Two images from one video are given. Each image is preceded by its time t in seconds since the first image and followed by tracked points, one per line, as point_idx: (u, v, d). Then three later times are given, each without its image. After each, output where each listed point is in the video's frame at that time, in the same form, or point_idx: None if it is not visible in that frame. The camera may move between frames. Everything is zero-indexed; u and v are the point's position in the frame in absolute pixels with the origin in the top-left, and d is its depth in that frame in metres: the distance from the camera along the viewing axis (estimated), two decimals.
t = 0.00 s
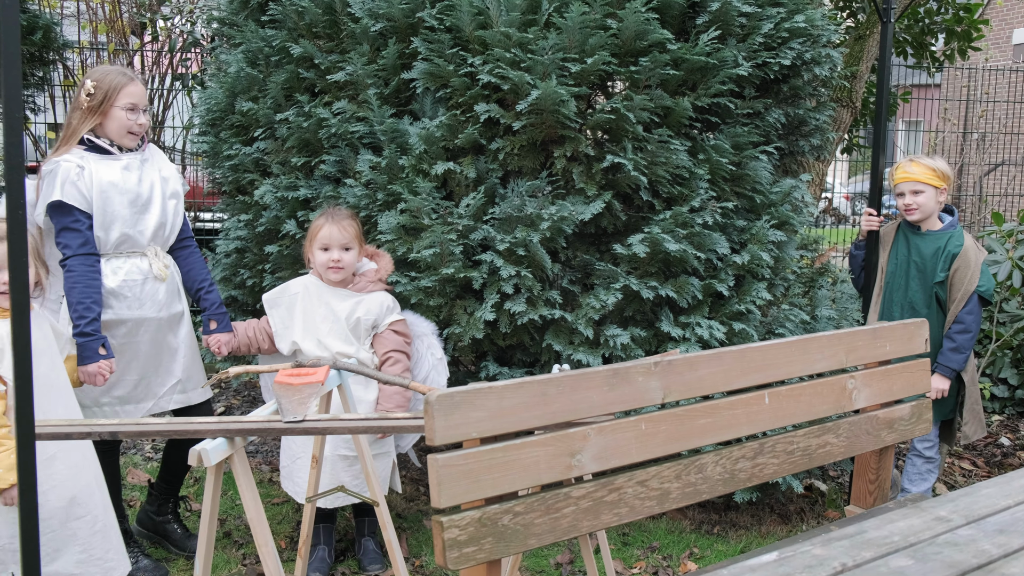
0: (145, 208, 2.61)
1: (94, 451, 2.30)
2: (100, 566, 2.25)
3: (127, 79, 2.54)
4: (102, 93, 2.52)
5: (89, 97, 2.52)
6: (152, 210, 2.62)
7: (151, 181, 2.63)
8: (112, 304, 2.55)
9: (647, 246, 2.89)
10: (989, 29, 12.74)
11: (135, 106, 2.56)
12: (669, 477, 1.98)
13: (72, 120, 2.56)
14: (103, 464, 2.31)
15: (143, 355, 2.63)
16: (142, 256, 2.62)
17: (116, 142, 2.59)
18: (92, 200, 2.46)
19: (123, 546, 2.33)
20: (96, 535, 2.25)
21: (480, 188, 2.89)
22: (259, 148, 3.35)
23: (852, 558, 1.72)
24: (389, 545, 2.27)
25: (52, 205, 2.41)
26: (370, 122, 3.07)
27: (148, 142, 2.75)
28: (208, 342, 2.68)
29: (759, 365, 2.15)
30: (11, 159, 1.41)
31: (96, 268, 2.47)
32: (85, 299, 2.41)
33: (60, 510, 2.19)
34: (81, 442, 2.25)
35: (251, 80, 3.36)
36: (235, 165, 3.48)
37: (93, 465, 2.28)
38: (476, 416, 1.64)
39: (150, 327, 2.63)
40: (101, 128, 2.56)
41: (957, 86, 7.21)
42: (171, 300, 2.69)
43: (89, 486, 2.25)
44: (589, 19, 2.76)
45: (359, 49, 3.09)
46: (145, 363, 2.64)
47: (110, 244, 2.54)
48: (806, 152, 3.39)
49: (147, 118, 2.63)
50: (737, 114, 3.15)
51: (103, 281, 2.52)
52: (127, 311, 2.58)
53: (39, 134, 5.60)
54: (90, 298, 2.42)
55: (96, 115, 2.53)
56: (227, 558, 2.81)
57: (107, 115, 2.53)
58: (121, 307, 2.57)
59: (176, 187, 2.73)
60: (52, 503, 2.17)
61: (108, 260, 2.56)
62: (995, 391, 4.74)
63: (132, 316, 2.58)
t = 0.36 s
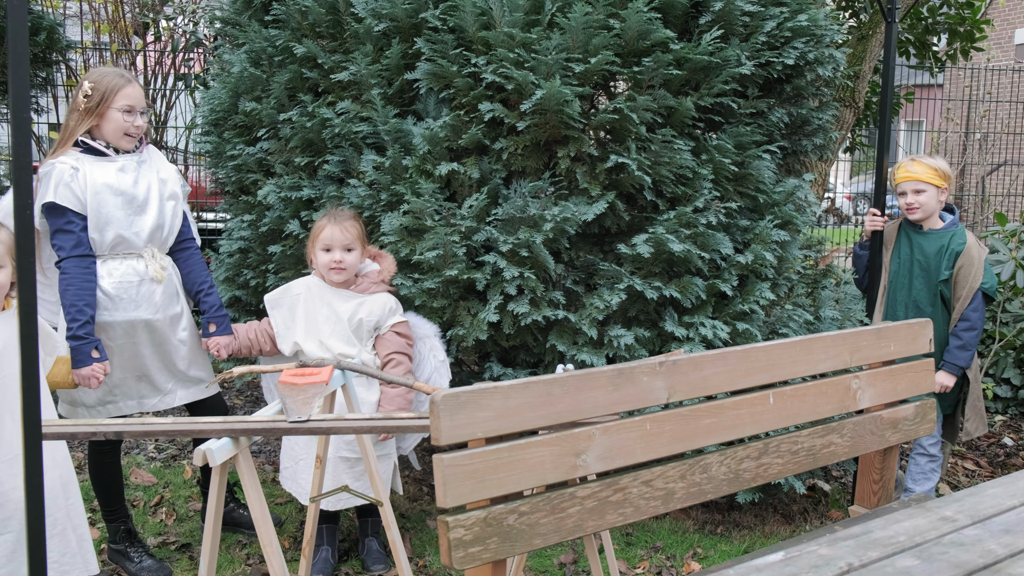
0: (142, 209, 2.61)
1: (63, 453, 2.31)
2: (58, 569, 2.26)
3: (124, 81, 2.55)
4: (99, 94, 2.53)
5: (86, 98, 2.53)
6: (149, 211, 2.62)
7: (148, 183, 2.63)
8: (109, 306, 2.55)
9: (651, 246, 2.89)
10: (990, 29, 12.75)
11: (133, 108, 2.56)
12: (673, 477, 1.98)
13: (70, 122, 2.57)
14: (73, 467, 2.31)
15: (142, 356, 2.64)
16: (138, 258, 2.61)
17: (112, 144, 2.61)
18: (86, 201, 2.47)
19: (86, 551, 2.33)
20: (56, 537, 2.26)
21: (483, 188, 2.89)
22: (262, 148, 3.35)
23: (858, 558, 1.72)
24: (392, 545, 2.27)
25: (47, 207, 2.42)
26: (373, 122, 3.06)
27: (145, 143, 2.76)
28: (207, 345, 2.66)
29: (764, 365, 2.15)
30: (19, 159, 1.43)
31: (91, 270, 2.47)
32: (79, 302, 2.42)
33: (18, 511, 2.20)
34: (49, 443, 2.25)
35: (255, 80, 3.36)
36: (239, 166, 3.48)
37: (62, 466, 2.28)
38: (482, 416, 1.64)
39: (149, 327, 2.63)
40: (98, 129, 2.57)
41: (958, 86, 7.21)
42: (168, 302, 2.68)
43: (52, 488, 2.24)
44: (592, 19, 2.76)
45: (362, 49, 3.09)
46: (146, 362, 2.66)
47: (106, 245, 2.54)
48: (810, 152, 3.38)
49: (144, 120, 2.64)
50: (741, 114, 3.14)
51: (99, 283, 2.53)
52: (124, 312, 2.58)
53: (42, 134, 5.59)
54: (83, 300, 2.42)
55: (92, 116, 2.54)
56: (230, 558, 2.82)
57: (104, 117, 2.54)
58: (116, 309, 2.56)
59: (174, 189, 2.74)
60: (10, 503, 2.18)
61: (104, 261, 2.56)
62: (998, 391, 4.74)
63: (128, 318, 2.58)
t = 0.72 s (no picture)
0: (141, 208, 2.61)
1: (56, 455, 2.30)
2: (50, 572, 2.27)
3: (108, 77, 2.55)
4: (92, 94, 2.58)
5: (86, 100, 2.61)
6: (147, 209, 2.61)
7: (148, 181, 2.62)
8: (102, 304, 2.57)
9: (654, 246, 2.89)
10: (992, 29, 12.74)
11: (115, 104, 2.56)
12: (676, 478, 1.98)
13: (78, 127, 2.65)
14: (65, 470, 2.30)
15: (131, 356, 2.64)
16: (135, 256, 2.62)
17: (114, 144, 2.63)
18: (82, 200, 2.51)
19: (80, 555, 2.34)
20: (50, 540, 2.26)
21: (487, 188, 2.89)
22: (265, 148, 3.35)
23: (861, 558, 1.72)
24: (395, 545, 2.27)
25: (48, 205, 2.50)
26: (376, 122, 3.06)
27: (154, 141, 2.76)
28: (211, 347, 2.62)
29: (767, 366, 2.15)
30: (20, 158, 1.43)
31: (90, 266, 2.52)
32: (77, 295, 2.46)
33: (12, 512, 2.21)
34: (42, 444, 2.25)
35: (257, 81, 3.36)
36: (241, 166, 3.48)
37: (53, 469, 2.27)
38: (485, 416, 1.64)
39: (139, 327, 2.63)
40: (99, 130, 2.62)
41: (961, 87, 7.21)
42: (167, 302, 2.67)
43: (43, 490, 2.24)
44: (594, 19, 2.76)
45: (365, 50, 3.09)
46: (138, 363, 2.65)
47: (102, 243, 2.57)
48: (812, 152, 3.38)
49: (137, 117, 2.61)
50: (743, 114, 3.14)
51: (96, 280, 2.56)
52: (116, 311, 2.59)
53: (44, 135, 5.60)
54: (81, 295, 2.46)
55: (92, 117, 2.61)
56: (232, 559, 2.82)
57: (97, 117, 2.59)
58: (112, 307, 2.58)
59: (181, 187, 2.70)
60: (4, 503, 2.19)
61: (103, 259, 2.59)
62: (1000, 391, 4.74)
63: (122, 315, 2.59)
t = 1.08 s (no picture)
0: (142, 207, 2.61)
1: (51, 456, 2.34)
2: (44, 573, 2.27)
3: (109, 78, 2.58)
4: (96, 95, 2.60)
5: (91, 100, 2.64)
6: (147, 209, 2.62)
7: (149, 181, 2.63)
8: (102, 301, 2.57)
9: (655, 246, 2.88)
10: (995, 28, 12.72)
11: (118, 104, 2.58)
12: (677, 478, 1.97)
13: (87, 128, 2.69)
14: (62, 470, 2.35)
15: (131, 354, 2.63)
16: (134, 255, 2.64)
17: (120, 144, 2.65)
18: (85, 198, 2.54)
19: (72, 554, 2.35)
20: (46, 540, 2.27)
21: (488, 188, 2.89)
22: (266, 148, 3.35)
23: (862, 559, 1.71)
24: (395, 546, 2.27)
25: (53, 203, 2.54)
26: (377, 122, 3.06)
27: (158, 141, 2.76)
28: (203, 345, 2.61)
29: (768, 365, 2.15)
30: (22, 158, 1.43)
31: (94, 262, 2.55)
32: (80, 292, 2.49)
33: (10, 513, 2.21)
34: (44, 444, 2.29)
35: (258, 81, 3.36)
36: (242, 166, 3.48)
37: (53, 469, 2.31)
38: (485, 416, 1.64)
39: (139, 324, 2.62)
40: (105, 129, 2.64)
41: (963, 86, 7.20)
42: (163, 301, 2.67)
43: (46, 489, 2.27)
44: (595, 19, 2.75)
45: (366, 50, 3.09)
46: (137, 360, 2.64)
47: (103, 241, 2.59)
48: (813, 152, 3.37)
49: (139, 116, 2.64)
50: (744, 113, 3.13)
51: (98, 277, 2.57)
52: (116, 307, 2.59)
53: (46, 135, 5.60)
54: (84, 291, 2.49)
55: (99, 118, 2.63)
56: (233, 559, 2.82)
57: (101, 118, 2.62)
58: (111, 303, 2.58)
59: (182, 187, 2.70)
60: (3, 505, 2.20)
61: (104, 256, 2.61)
62: (1002, 391, 4.73)
63: (121, 312, 2.59)
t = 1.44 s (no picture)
0: (168, 206, 2.63)
1: (63, 455, 2.34)
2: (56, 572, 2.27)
3: (137, 79, 2.56)
4: (122, 94, 2.58)
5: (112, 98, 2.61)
6: (174, 208, 2.64)
7: (175, 181, 2.66)
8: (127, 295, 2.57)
9: (655, 247, 2.88)
10: (998, 27, 12.68)
11: (146, 104, 2.57)
12: (677, 479, 1.97)
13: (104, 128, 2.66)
14: (74, 469, 2.34)
15: (153, 346, 2.64)
16: (157, 251, 2.64)
17: (144, 143, 2.64)
18: (115, 194, 2.53)
19: (85, 554, 2.35)
20: (58, 540, 2.28)
21: (489, 188, 2.89)
22: (266, 148, 3.35)
23: (862, 560, 1.71)
24: (396, 546, 2.27)
25: (80, 197, 2.50)
26: (377, 122, 3.05)
27: (179, 141, 2.77)
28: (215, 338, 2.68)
29: (769, 366, 2.14)
30: (22, 158, 1.44)
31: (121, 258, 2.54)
32: (110, 287, 2.49)
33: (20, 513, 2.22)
34: (52, 443, 2.29)
35: (259, 80, 3.36)
36: (243, 166, 3.48)
37: (63, 468, 2.30)
38: (485, 416, 1.64)
39: (160, 318, 2.64)
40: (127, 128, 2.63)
41: (965, 86, 7.18)
42: (185, 296, 2.70)
43: (56, 489, 2.27)
44: (596, 19, 2.75)
45: (366, 49, 3.08)
46: (155, 354, 2.65)
47: (129, 238, 2.58)
48: (814, 151, 3.36)
49: (167, 117, 2.63)
50: (745, 113, 3.13)
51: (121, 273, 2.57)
52: (139, 302, 2.59)
53: (48, 135, 5.60)
54: (114, 287, 2.49)
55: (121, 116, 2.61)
56: (233, 558, 2.82)
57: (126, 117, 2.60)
58: (134, 298, 2.58)
59: (201, 188, 2.75)
60: (11, 505, 2.20)
61: (128, 252, 2.60)
62: (1004, 392, 4.72)
63: (143, 307, 2.60)
